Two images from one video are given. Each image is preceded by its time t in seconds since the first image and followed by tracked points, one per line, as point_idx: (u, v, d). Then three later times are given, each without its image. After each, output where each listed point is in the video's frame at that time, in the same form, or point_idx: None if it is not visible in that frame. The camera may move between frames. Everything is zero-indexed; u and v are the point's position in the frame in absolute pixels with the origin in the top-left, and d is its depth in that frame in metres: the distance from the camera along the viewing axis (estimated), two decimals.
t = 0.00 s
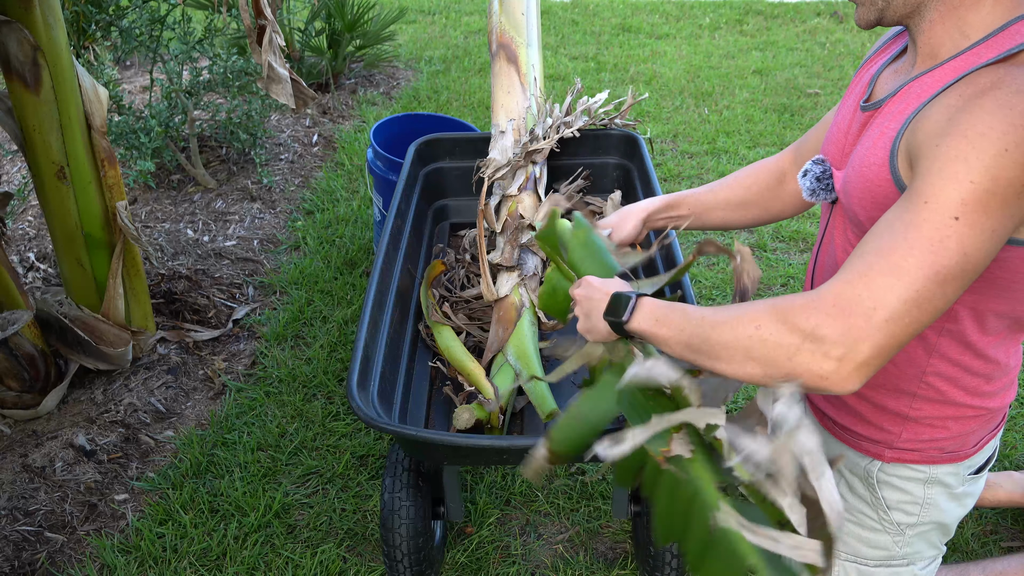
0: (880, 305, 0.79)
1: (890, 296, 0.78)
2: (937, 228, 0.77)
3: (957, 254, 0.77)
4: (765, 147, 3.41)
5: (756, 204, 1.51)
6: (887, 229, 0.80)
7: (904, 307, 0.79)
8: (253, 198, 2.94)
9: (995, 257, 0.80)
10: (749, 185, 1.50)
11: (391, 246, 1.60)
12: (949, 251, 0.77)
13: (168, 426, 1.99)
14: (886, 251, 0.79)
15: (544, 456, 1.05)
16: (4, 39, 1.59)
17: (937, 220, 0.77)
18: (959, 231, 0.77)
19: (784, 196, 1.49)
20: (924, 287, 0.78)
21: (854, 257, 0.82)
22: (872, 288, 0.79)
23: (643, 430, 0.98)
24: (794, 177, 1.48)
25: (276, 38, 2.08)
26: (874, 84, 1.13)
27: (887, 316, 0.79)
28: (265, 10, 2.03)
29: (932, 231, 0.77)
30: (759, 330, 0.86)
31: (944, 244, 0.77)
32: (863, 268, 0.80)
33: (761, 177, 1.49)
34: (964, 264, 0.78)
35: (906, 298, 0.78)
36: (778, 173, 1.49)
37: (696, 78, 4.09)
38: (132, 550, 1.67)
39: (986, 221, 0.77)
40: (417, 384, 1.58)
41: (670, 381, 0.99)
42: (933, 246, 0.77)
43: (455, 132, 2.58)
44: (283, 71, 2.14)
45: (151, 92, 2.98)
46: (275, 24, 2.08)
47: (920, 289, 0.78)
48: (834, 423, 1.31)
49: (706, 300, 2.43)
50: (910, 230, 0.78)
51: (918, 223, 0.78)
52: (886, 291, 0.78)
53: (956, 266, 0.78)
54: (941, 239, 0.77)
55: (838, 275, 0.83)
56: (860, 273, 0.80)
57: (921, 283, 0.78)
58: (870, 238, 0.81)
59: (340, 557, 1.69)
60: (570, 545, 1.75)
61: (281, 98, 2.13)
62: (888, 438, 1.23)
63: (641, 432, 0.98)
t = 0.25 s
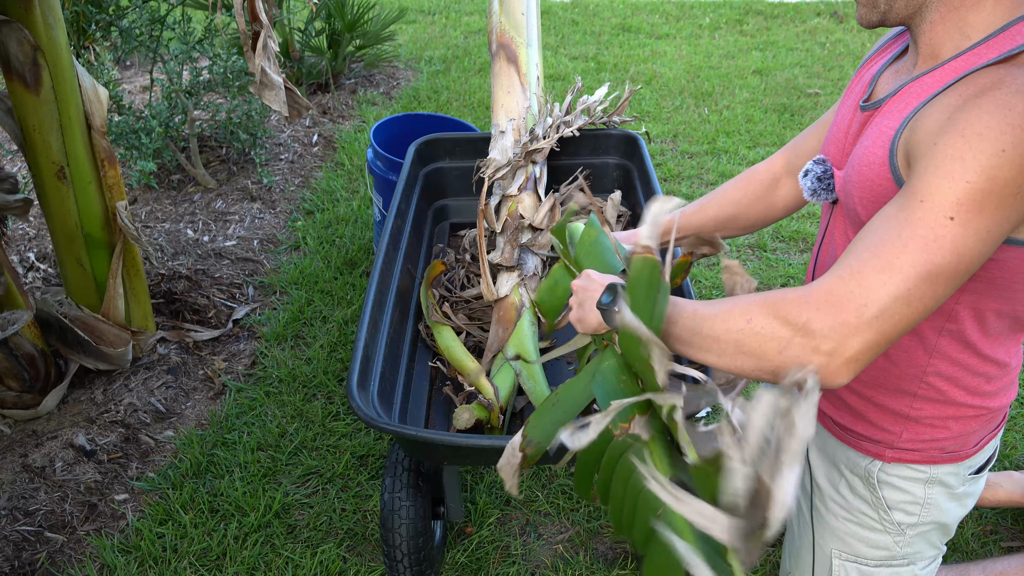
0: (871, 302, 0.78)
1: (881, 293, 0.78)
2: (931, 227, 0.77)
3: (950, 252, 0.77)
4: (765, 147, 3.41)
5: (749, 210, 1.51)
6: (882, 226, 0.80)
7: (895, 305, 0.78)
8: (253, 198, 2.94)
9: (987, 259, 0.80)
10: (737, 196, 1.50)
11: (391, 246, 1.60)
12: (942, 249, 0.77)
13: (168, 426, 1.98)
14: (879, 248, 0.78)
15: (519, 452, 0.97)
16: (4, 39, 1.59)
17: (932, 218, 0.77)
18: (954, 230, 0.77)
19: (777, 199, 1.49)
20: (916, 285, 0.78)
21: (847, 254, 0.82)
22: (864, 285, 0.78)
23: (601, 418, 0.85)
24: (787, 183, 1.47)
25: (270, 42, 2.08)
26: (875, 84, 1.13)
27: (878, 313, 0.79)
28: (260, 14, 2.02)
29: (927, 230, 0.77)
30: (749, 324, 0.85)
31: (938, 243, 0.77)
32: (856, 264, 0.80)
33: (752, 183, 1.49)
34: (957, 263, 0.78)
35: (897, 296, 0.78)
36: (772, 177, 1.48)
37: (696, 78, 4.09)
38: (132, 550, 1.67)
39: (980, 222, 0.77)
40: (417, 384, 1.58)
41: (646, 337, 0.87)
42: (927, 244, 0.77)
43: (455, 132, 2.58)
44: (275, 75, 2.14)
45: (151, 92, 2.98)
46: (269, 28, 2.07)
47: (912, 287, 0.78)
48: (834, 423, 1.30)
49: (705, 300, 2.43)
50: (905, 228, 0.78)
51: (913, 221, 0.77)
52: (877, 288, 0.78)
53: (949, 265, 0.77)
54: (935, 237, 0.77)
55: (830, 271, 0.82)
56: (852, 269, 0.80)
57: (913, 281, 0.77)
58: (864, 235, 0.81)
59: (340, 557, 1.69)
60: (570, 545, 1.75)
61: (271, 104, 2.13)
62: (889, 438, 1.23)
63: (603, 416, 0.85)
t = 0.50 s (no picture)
0: (882, 311, 0.79)
1: (891, 301, 0.78)
2: (936, 233, 0.77)
3: (956, 258, 0.77)
4: (765, 147, 3.41)
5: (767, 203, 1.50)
6: (885, 233, 0.80)
7: (907, 313, 0.79)
8: (253, 198, 2.94)
9: (993, 260, 0.80)
10: (756, 187, 1.50)
11: (391, 246, 1.60)
12: (949, 255, 0.77)
13: (168, 426, 1.98)
14: (885, 256, 0.79)
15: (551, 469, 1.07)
16: (4, 39, 1.59)
17: (934, 224, 0.77)
18: (958, 235, 0.77)
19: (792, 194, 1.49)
20: (925, 293, 0.78)
21: (852, 261, 0.82)
22: (872, 293, 0.79)
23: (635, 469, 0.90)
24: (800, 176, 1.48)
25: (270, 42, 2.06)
26: (873, 85, 1.13)
27: (891, 321, 0.79)
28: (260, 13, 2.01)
29: (932, 237, 0.77)
30: (761, 340, 0.85)
31: (944, 249, 0.77)
32: (863, 273, 0.80)
33: (766, 178, 1.49)
34: (964, 268, 0.78)
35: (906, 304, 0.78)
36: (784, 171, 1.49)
37: (696, 78, 4.09)
38: (132, 550, 1.67)
39: (983, 225, 0.77)
40: (417, 383, 1.58)
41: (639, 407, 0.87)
42: (932, 251, 0.77)
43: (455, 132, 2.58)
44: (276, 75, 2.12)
45: (152, 92, 2.98)
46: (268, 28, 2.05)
47: (920, 294, 0.78)
48: (835, 424, 1.30)
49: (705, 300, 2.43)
50: (910, 234, 0.78)
51: (917, 227, 0.78)
52: (885, 296, 0.78)
53: (955, 270, 0.78)
54: (940, 243, 0.77)
55: (838, 280, 0.82)
56: (859, 277, 0.80)
57: (921, 287, 0.78)
58: (867, 242, 0.81)
59: (340, 557, 1.69)
60: (570, 545, 1.75)
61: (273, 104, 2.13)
62: (887, 437, 1.23)
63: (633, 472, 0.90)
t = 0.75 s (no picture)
0: (874, 305, 0.79)
1: (884, 294, 0.78)
2: (930, 227, 0.77)
3: (948, 252, 0.77)
4: (765, 148, 3.40)
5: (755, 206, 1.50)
6: (879, 227, 0.80)
7: (897, 306, 0.78)
8: (253, 198, 2.94)
9: (987, 256, 0.80)
10: (745, 189, 1.50)
11: (391, 246, 1.60)
12: (941, 250, 0.77)
13: (168, 426, 1.99)
14: (879, 250, 0.78)
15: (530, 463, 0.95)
16: (4, 39, 1.59)
17: (929, 218, 0.77)
18: (952, 230, 0.76)
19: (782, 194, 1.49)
20: (918, 286, 0.78)
21: (848, 256, 0.82)
22: (866, 286, 0.79)
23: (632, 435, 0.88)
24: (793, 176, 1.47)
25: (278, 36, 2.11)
26: (872, 83, 1.13)
27: (882, 315, 0.79)
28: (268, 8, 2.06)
29: (925, 230, 0.77)
30: (753, 330, 0.87)
31: (937, 243, 0.77)
32: (857, 267, 0.80)
33: (756, 179, 1.49)
34: (956, 263, 0.78)
35: (899, 298, 0.78)
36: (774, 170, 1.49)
37: (696, 78, 4.08)
38: (132, 550, 1.67)
39: (977, 220, 0.77)
40: (417, 383, 1.58)
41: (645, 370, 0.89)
42: (926, 244, 0.77)
43: (456, 132, 2.58)
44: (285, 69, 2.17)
45: (152, 92, 2.98)
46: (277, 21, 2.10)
47: (913, 288, 0.78)
48: (834, 422, 1.30)
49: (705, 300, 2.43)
50: (904, 228, 0.78)
51: (910, 222, 0.77)
52: (878, 289, 0.78)
53: (948, 265, 0.77)
54: (933, 237, 0.77)
55: (832, 274, 0.82)
56: (854, 271, 0.80)
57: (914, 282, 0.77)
58: (862, 237, 0.81)
59: (340, 557, 1.69)
60: (570, 545, 1.75)
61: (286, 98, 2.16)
62: (886, 436, 1.23)
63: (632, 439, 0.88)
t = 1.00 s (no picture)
0: (870, 301, 0.78)
1: (881, 291, 0.78)
2: (930, 227, 0.77)
3: (947, 251, 0.77)
4: (765, 148, 3.40)
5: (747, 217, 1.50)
6: (880, 226, 0.80)
7: (892, 304, 0.78)
8: (253, 198, 2.94)
9: (985, 258, 0.80)
10: (734, 202, 1.50)
11: (391, 246, 1.60)
12: (940, 249, 0.77)
13: (168, 426, 1.99)
14: (878, 248, 0.78)
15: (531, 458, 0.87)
16: (4, 39, 1.59)
17: (930, 218, 0.76)
18: (952, 230, 0.77)
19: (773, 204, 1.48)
20: (915, 284, 0.77)
21: (845, 253, 0.82)
22: (862, 282, 0.78)
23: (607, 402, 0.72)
24: (787, 181, 1.47)
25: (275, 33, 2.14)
26: (876, 83, 1.13)
27: (877, 311, 0.78)
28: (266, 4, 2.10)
29: (925, 230, 0.77)
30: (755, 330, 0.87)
31: (936, 242, 0.77)
32: (854, 264, 0.79)
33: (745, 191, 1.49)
34: (954, 263, 0.78)
35: (895, 295, 0.78)
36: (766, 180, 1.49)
37: (696, 78, 4.08)
38: (132, 550, 1.67)
39: (978, 221, 0.77)
40: (417, 383, 1.58)
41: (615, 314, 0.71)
42: (925, 244, 0.77)
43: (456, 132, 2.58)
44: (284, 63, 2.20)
45: (152, 92, 2.98)
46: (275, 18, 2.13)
47: (910, 287, 0.78)
48: (835, 422, 1.30)
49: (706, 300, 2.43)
50: (904, 227, 0.78)
51: (911, 220, 0.77)
52: (876, 287, 0.78)
53: (946, 265, 0.77)
54: (933, 236, 0.77)
55: (828, 270, 0.82)
56: (851, 268, 0.79)
57: (912, 280, 0.77)
58: (862, 235, 0.81)
59: (340, 557, 1.69)
60: (570, 546, 1.75)
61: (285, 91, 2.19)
62: (888, 437, 1.23)
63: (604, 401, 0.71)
